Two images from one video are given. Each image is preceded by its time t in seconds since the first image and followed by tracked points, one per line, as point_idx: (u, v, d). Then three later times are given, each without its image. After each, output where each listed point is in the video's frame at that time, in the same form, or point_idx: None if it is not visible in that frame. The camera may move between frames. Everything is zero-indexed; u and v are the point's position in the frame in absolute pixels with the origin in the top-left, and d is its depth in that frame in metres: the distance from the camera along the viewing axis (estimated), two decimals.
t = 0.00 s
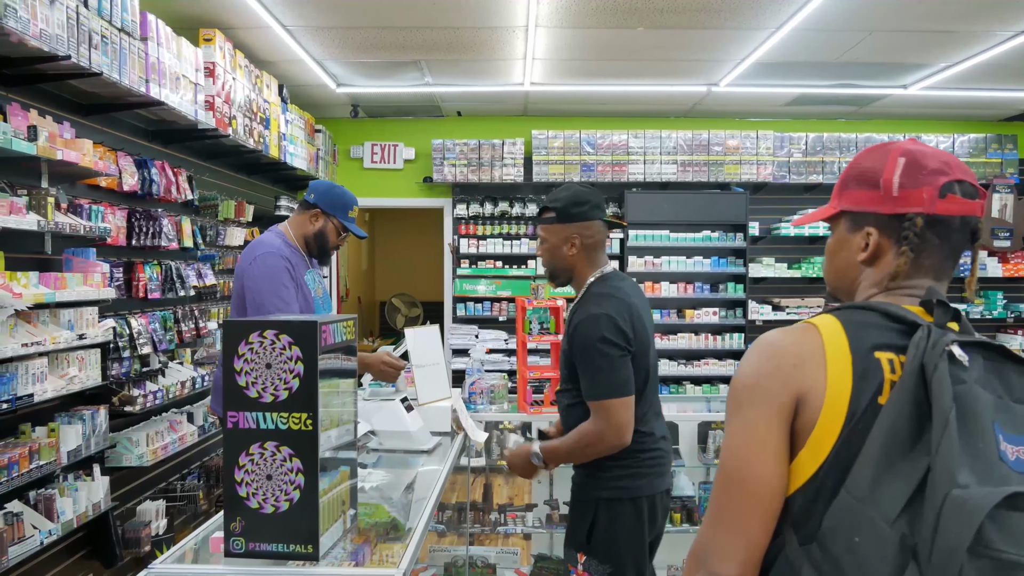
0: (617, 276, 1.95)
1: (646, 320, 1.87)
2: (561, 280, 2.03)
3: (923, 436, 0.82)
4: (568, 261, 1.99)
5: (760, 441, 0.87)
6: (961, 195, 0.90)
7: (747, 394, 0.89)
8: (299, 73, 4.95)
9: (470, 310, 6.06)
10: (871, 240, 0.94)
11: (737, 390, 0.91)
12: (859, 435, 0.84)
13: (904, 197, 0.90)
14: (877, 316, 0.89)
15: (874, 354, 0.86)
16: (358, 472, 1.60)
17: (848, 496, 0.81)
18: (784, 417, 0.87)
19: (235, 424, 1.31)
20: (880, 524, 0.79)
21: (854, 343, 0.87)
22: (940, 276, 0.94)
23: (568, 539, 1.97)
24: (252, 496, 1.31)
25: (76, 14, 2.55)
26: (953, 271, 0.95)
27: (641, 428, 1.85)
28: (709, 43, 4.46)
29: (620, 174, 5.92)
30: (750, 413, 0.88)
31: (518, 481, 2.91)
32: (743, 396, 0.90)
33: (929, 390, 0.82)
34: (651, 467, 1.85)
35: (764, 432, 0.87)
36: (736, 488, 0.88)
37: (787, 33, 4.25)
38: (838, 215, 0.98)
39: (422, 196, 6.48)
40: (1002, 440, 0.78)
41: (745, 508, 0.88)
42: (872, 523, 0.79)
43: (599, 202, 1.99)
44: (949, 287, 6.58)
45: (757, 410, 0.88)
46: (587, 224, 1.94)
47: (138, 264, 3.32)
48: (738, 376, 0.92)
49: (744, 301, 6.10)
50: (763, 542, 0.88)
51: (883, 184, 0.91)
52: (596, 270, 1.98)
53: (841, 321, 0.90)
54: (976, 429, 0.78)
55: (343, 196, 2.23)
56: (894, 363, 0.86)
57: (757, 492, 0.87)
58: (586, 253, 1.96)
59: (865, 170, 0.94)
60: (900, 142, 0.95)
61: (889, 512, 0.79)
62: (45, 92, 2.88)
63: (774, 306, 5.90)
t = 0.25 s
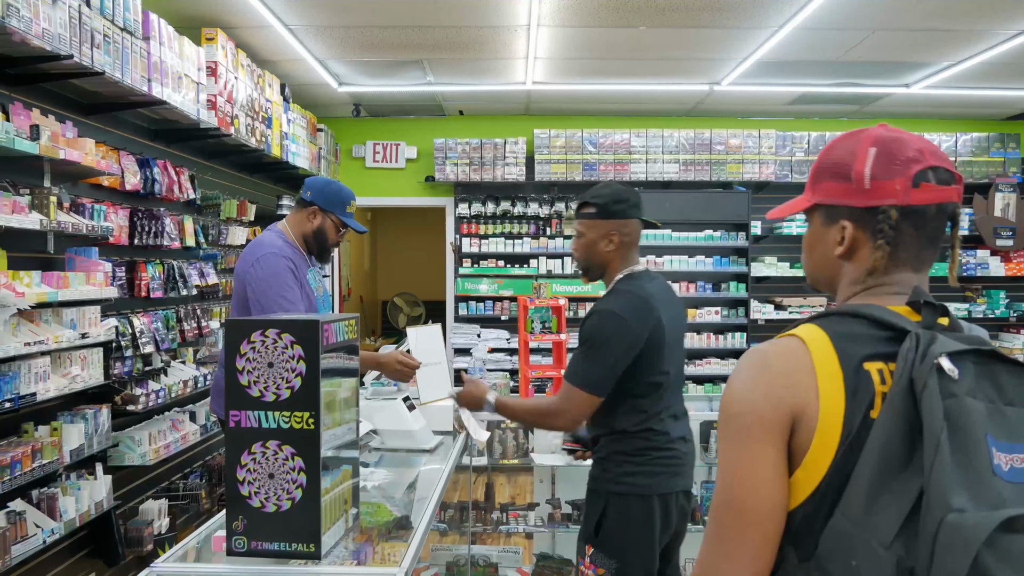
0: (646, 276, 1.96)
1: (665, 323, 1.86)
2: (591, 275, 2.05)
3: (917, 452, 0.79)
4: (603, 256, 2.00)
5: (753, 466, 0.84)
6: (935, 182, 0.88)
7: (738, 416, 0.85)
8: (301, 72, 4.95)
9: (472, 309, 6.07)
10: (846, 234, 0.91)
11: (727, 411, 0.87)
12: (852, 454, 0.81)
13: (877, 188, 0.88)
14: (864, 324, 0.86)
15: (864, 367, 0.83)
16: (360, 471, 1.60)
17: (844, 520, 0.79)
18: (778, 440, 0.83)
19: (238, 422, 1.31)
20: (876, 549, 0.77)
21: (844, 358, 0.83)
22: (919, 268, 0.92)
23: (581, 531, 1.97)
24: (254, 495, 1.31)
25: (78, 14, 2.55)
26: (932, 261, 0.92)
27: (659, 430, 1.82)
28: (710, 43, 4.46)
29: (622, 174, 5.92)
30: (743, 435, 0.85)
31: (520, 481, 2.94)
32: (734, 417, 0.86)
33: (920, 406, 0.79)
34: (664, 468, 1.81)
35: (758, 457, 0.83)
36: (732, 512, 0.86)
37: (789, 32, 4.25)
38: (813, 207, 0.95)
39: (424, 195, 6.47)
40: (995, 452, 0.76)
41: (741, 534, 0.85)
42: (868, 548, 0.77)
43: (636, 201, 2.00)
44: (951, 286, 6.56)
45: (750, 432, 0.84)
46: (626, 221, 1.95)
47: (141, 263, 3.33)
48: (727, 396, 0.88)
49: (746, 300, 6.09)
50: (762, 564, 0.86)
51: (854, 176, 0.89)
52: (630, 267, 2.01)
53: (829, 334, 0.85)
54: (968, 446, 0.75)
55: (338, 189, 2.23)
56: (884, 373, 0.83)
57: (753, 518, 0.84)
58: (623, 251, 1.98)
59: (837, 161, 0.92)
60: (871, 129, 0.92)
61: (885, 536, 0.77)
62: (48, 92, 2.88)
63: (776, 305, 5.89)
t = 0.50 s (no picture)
0: (670, 276, 1.96)
1: (681, 327, 1.85)
2: (623, 272, 2.10)
3: (910, 460, 0.79)
4: (635, 254, 2.05)
5: (749, 481, 0.83)
6: (925, 176, 0.87)
7: (730, 430, 0.85)
8: (302, 72, 4.95)
9: (474, 309, 6.07)
10: (835, 231, 0.91)
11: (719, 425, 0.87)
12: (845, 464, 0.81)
13: (865, 184, 0.88)
14: (855, 329, 0.86)
15: (855, 376, 0.82)
16: (361, 471, 1.60)
17: (838, 531, 0.79)
18: (773, 454, 0.82)
19: (239, 422, 1.31)
20: (870, 561, 0.76)
21: (835, 367, 0.82)
22: (910, 265, 0.91)
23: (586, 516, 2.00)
24: (255, 494, 1.31)
25: (80, 14, 2.56)
26: (924, 257, 0.92)
27: (667, 429, 1.81)
28: (712, 42, 4.45)
29: (624, 173, 5.91)
30: (737, 451, 0.84)
31: (522, 479, 2.92)
32: (727, 432, 0.85)
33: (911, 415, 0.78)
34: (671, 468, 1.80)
35: (751, 469, 0.83)
36: (727, 523, 0.85)
37: (789, 31, 4.24)
38: (800, 203, 0.95)
39: (425, 195, 6.47)
40: (988, 457, 0.76)
41: (737, 546, 0.85)
42: (862, 560, 0.77)
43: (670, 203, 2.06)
44: (953, 286, 6.55)
45: (743, 446, 0.83)
46: (660, 219, 2.01)
47: (143, 263, 3.33)
48: (719, 406, 0.87)
49: (748, 300, 6.09)
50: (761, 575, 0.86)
51: (841, 172, 0.89)
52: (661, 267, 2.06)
53: (820, 342, 0.84)
54: (959, 455, 0.75)
55: (337, 186, 2.22)
56: (875, 379, 0.82)
57: (748, 529, 0.84)
58: (655, 250, 2.03)
59: (823, 157, 0.92)
60: (858, 122, 0.92)
61: (879, 547, 0.76)
62: (50, 92, 2.89)
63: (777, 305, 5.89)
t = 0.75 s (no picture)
0: (682, 276, 2.00)
1: (685, 325, 1.88)
2: (637, 271, 2.16)
3: (915, 463, 0.78)
4: (649, 253, 2.12)
5: (753, 485, 0.83)
6: (923, 174, 0.87)
7: (731, 436, 0.85)
8: (304, 72, 4.96)
9: (475, 309, 6.08)
10: (833, 230, 0.91)
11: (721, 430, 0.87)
12: (850, 467, 0.81)
13: (863, 182, 0.87)
14: (856, 332, 0.85)
15: (857, 380, 0.82)
16: (362, 470, 1.60)
17: (843, 535, 0.78)
18: (775, 459, 0.82)
19: (241, 421, 1.31)
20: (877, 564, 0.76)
21: (836, 371, 0.82)
22: (909, 264, 0.91)
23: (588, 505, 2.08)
24: (257, 494, 1.32)
25: (82, 14, 2.56)
26: (922, 256, 0.92)
27: (658, 427, 1.85)
28: (713, 42, 4.45)
29: (625, 173, 5.90)
30: (739, 456, 0.84)
31: (523, 479, 2.92)
32: (729, 437, 0.85)
33: (915, 417, 0.78)
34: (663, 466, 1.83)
35: (754, 473, 0.83)
36: (730, 527, 0.86)
37: (790, 31, 4.24)
38: (798, 201, 0.95)
39: (427, 194, 6.47)
40: (992, 459, 0.75)
41: (740, 549, 0.85)
42: (869, 564, 0.76)
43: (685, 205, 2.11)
44: (955, 286, 6.53)
45: (746, 452, 0.84)
46: (676, 219, 2.07)
47: (145, 263, 3.34)
48: (720, 410, 0.87)
49: (750, 300, 6.08)
50: None
51: (840, 170, 0.89)
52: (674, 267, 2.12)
53: (821, 346, 0.84)
54: (965, 457, 0.75)
55: (337, 185, 2.22)
56: (878, 383, 0.82)
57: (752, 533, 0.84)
58: (669, 250, 2.09)
59: (821, 155, 0.92)
60: (856, 120, 0.92)
61: (886, 551, 0.76)
62: (52, 92, 2.89)
63: (779, 305, 5.88)
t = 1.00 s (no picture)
0: (676, 277, 2.04)
1: (679, 324, 1.92)
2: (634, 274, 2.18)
3: (922, 460, 0.78)
4: (644, 255, 2.14)
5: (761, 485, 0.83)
6: (922, 176, 0.87)
7: (738, 435, 0.85)
8: (305, 72, 4.96)
9: (476, 309, 6.08)
10: (832, 230, 0.91)
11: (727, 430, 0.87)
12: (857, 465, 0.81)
13: (863, 183, 0.87)
14: (859, 332, 0.85)
15: (862, 378, 0.82)
16: (364, 470, 1.60)
17: (852, 533, 0.78)
18: (783, 458, 0.82)
19: (243, 422, 1.31)
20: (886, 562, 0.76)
21: (842, 370, 0.82)
22: (908, 265, 0.92)
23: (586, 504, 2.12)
24: (259, 494, 1.32)
25: (84, 15, 2.57)
26: (921, 257, 0.92)
27: (651, 426, 1.89)
28: (713, 43, 4.45)
29: (627, 174, 5.90)
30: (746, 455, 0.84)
31: (524, 479, 2.92)
32: (736, 437, 0.85)
33: (922, 416, 0.78)
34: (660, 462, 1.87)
35: (762, 473, 0.83)
36: (738, 528, 0.85)
37: (791, 32, 4.24)
38: (798, 202, 0.95)
39: (428, 195, 6.48)
40: (998, 455, 0.76)
41: (746, 549, 0.85)
42: (879, 561, 0.76)
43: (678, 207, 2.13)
44: (957, 286, 6.52)
45: (753, 451, 0.84)
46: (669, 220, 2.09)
47: (147, 263, 3.34)
48: (727, 411, 0.87)
49: (751, 300, 6.08)
50: None
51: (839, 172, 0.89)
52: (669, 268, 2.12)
53: (826, 346, 0.84)
54: (973, 453, 0.75)
55: (326, 177, 2.18)
56: (883, 381, 0.82)
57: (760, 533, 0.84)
58: (663, 251, 2.10)
59: (821, 156, 0.92)
60: (856, 123, 0.92)
61: (896, 548, 0.76)
62: (54, 92, 2.90)
63: (780, 305, 5.88)
